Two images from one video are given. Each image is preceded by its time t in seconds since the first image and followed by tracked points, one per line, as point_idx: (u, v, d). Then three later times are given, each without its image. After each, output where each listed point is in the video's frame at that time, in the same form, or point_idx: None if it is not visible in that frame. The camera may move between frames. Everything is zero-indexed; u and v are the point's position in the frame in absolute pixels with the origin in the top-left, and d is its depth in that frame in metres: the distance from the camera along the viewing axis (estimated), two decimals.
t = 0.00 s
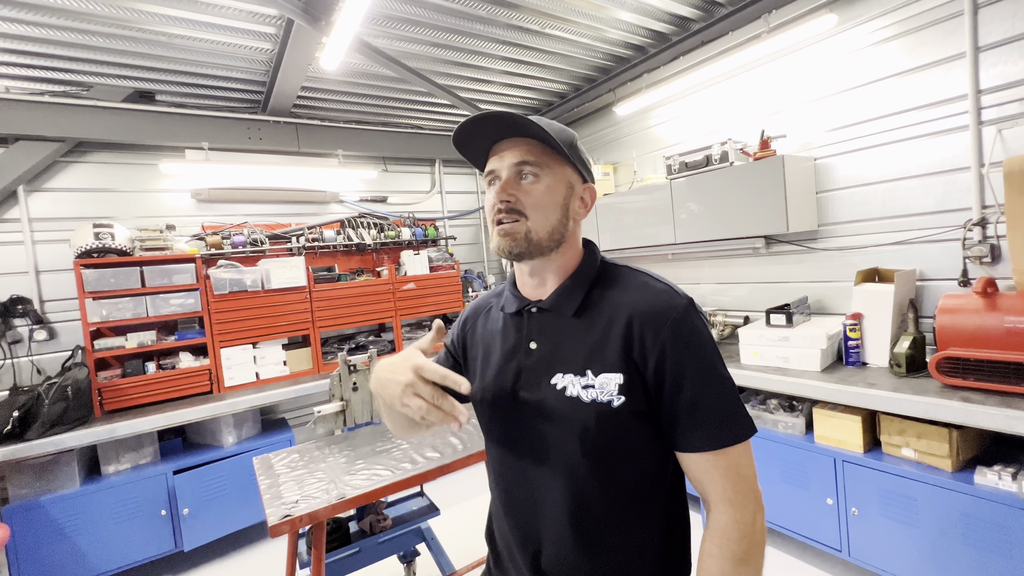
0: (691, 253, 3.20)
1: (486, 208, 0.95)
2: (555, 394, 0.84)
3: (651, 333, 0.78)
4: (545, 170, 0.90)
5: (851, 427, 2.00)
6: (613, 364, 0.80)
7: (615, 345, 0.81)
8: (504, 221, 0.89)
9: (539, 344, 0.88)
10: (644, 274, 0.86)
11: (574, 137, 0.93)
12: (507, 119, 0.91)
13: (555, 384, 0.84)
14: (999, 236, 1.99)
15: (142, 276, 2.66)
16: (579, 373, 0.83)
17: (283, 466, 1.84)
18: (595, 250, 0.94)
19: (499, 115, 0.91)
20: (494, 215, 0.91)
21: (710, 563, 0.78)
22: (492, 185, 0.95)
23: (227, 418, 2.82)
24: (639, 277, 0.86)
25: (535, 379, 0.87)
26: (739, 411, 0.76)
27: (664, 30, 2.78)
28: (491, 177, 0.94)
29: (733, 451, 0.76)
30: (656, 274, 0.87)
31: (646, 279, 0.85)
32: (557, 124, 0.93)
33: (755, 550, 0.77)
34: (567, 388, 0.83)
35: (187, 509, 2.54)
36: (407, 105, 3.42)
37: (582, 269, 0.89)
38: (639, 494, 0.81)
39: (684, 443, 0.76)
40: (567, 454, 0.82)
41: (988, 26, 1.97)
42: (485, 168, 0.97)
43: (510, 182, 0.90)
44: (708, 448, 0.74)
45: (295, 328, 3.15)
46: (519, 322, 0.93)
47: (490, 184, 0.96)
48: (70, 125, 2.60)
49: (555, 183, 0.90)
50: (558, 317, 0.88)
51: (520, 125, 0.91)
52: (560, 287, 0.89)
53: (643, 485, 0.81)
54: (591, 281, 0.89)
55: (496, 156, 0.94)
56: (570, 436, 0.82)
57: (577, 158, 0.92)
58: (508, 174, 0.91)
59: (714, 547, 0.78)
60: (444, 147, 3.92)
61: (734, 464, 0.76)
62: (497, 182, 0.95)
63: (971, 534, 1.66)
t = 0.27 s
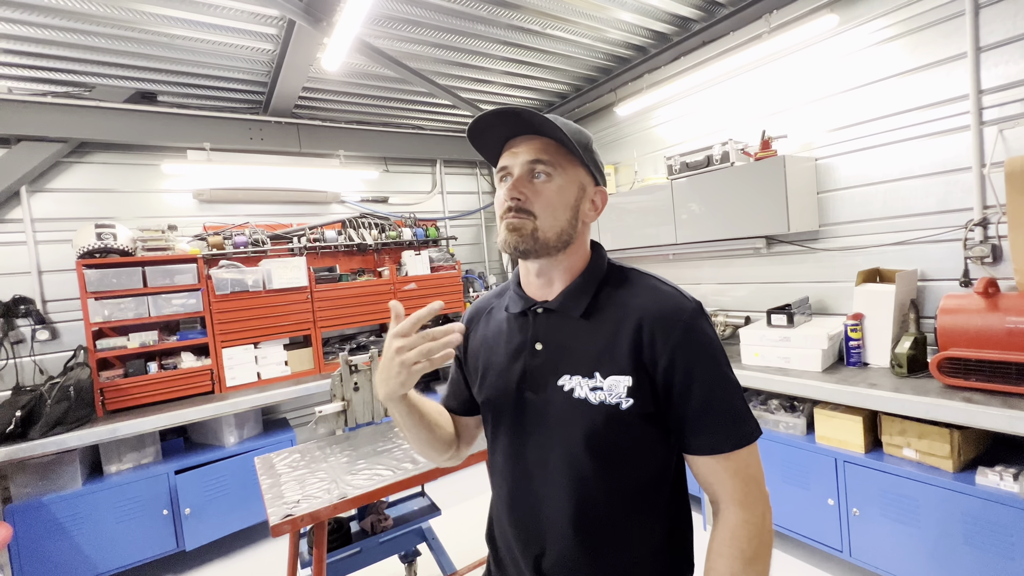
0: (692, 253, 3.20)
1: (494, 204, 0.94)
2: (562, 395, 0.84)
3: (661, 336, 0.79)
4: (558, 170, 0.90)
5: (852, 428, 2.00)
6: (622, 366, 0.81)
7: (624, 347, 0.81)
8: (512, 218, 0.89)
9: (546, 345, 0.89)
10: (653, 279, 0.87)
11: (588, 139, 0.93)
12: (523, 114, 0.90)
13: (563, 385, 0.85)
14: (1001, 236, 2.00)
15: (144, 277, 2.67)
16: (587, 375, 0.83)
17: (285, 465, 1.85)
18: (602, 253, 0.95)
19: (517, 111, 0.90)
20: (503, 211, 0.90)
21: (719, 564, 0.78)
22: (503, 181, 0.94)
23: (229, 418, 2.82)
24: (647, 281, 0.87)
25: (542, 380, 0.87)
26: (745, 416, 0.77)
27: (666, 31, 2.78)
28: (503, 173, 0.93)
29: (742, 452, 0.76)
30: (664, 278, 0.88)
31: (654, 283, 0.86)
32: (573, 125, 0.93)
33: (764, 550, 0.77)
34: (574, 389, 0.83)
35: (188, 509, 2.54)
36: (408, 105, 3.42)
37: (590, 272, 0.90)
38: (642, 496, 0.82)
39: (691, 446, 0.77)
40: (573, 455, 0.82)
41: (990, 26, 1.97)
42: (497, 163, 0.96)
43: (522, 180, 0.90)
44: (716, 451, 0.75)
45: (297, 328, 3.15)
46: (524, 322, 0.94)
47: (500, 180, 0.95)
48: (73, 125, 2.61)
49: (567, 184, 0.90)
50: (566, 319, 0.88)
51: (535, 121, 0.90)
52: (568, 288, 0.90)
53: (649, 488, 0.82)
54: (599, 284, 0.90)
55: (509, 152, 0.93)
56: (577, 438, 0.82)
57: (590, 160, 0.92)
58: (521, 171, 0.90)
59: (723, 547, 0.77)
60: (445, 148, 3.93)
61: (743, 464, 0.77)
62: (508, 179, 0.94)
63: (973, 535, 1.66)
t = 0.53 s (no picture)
0: (693, 253, 3.20)
1: (509, 203, 0.95)
2: (569, 396, 0.84)
3: (669, 337, 0.79)
4: (574, 172, 0.90)
5: (853, 428, 2.00)
6: (630, 367, 0.81)
7: (632, 348, 0.82)
8: (527, 219, 0.89)
9: (553, 345, 0.89)
10: (661, 280, 0.88)
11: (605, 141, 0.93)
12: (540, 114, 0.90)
13: (570, 386, 0.85)
14: (1001, 236, 2.00)
15: (146, 277, 2.67)
16: (595, 376, 0.83)
17: (286, 466, 1.85)
18: (611, 253, 0.95)
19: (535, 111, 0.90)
20: (517, 211, 0.91)
21: (728, 565, 0.78)
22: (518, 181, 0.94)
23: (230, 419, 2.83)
24: (655, 283, 0.88)
25: (549, 380, 0.87)
26: (753, 417, 0.77)
27: (666, 31, 2.78)
28: (519, 173, 0.93)
29: (751, 454, 0.77)
30: (672, 280, 0.89)
31: (662, 284, 0.87)
32: (591, 126, 0.93)
33: (773, 552, 0.77)
34: (582, 390, 0.83)
35: (190, 509, 2.55)
36: (408, 106, 3.42)
37: (599, 273, 0.91)
38: (649, 497, 0.82)
39: (700, 447, 0.77)
40: (580, 456, 0.82)
41: (991, 27, 1.97)
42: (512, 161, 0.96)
43: (538, 182, 0.90)
44: (725, 452, 0.75)
45: (298, 328, 3.16)
46: (531, 323, 0.94)
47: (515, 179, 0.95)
48: (75, 126, 2.62)
49: (583, 186, 0.90)
50: (574, 319, 0.89)
51: (552, 122, 0.90)
52: (578, 288, 0.90)
53: (656, 489, 0.82)
54: (606, 285, 0.90)
55: (525, 152, 0.94)
56: (585, 438, 0.82)
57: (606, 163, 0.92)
58: (537, 172, 0.91)
59: (732, 549, 0.78)
60: (446, 148, 3.93)
61: (753, 467, 0.77)
62: (524, 179, 0.94)
63: (974, 536, 1.66)
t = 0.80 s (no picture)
0: (693, 254, 3.20)
1: (526, 207, 0.94)
2: (589, 396, 0.83)
3: (692, 337, 0.79)
4: (592, 173, 0.89)
5: (853, 429, 2.01)
6: (652, 367, 0.81)
7: (653, 347, 0.82)
8: (547, 225, 0.88)
9: (570, 345, 0.88)
10: (676, 281, 0.88)
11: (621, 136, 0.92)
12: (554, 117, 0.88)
13: (590, 385, 0.84)
14: (1001, 237, 2.00)
15: (147, 278, 2.68)
16: (615, 376, 0.82)
17: (287, 466, 1.86)
18: (626, 252, 0.95)
19: (548, 115, 0.88)
20: (536, 218, 0.90)
21: (743, 559, 0.79)
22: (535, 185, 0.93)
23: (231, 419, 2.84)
24: (671, 283, 0.88)
25: (567, 380, 0.86)
26: (768, 416, 0.79)
27: (667, 33, 2.79)
28: (536, 177, 0.92)
29: (767, 451, 0.78)
30: (686, 281, 0.90)
31: (679, 285, 0.87)
32: (606, 121, 0.91)
33: (785, 546, 0.78)
34: (602, 389, 0.83)
35: (191, 509, 2.55)
36: (409, 107, 3.43)
37: (615, 272, 0.90)
38: (665, 496, 0.83)
39: (720, 446, 0.78)
40: (600, 456, 0.82)
41: (991, 27, 1.97)
42: (527, 164, 0.95)
43: (557, 186, 0.89)
44: (746, 450, 0.76)
45: (299, 329, 3.16)
46: (545, 322, 0.93)
47: (531, 183, 0.94)
48: (77, 128, 2.63)
49: (601, 188, 0.89)
50: (591, 319, 0.88)
51: (566, 124, 0.88)
52: (595, 288, 0.90)
53: (672, 487, 0.83)
54: (623, 285, 0.90)
55: (541, 154, 0.92)
56: (606, 438, 0.81)
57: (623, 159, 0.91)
58: (554, 176, 0.90)
59: (747, 543, 0.78)
60: (446, 149, 3.94)
61: (767, 463, 0.78)
62: (541, 182, 0.93)
63: (975, 536, 1.66)
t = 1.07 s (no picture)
0: (694, 254, 3.20)
1: (543, 207, 0.93)
2: (610, 396, 0.82)
3: (714, 336, 0.79)
4: (611, 173, 0.89)
5: (854, 429, 2.00)
6: (674, 367, 0.80)
7: (675, 347, 0.81)
8: (565, 227, 0.88)
9: (587, 345, 0.87)
10: (690, 279, 0.89)
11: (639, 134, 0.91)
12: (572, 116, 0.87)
13: (611, 386, 0.83)
14: (1002, 236, 2.00)
15: (148, 279, 2.69)
16: (637, 376, 0.81)
17: (288, 467, 1.86)
18: (640, 253, 0.94)
19: (567, 114, 0.87)
20: (555, 219, 0.89)
21: (763, 545, 0.79)
22: (552, 185, 0.92)
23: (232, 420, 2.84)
24: (685, 280, 0.89)
25: (586, 381, 0.84)
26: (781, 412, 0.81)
27: (667, 33, 2.79)
28: (554, 176, 0.92)
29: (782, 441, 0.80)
30: (697, 278, 0.91)
31: (693, 283, 0.88)
32: (625, 119, 0.90)
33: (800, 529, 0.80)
34: (625, 390, 0.82)
35: (192, 510, 2.56)
36: (409, 107, 3.43)
37: (632, 272, 0.90)
38: (681, 492, 0.83)
39: (740, 443, 0.79)
40: (622, 457, 0.81)
41: (991, 27, 1.97)
42: (543, 163, 0.94)
43: (575, 186, 0.89)
44: (765, 446, 0.78)
45: (300, 329, 3.17)
46: (560, 321, 0.90)
47: (547, 182, 0.94)
48: (78, 129, 2.63)
49: (620, 187, 0.89)
50: (609, 318, 0.87)
51: (585, 123, 0.87)
52: (612, 288, 0.88)
53: (688, 483, 0.84)
54: (639, 283, 0.90)
55: (558, 153, 0.92)
56: (629, 439, 0.80)
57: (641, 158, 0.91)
58: (573, 177, 0.89)
59: (767, 528, 0.79)
60: (447, 150, 3.94)
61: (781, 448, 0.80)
62: (558, 182, 0.92)
63: (976, 537, 1.66)
